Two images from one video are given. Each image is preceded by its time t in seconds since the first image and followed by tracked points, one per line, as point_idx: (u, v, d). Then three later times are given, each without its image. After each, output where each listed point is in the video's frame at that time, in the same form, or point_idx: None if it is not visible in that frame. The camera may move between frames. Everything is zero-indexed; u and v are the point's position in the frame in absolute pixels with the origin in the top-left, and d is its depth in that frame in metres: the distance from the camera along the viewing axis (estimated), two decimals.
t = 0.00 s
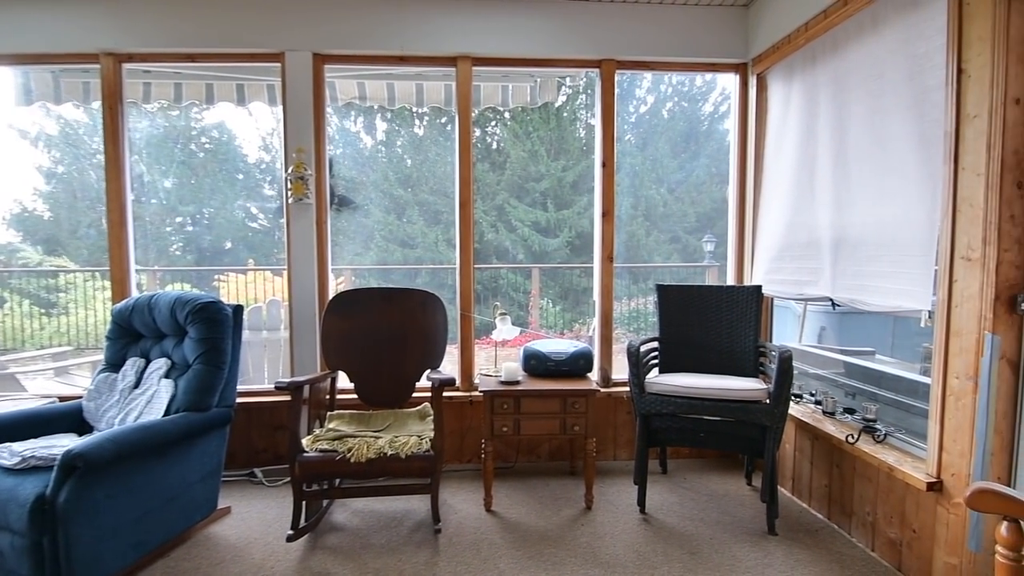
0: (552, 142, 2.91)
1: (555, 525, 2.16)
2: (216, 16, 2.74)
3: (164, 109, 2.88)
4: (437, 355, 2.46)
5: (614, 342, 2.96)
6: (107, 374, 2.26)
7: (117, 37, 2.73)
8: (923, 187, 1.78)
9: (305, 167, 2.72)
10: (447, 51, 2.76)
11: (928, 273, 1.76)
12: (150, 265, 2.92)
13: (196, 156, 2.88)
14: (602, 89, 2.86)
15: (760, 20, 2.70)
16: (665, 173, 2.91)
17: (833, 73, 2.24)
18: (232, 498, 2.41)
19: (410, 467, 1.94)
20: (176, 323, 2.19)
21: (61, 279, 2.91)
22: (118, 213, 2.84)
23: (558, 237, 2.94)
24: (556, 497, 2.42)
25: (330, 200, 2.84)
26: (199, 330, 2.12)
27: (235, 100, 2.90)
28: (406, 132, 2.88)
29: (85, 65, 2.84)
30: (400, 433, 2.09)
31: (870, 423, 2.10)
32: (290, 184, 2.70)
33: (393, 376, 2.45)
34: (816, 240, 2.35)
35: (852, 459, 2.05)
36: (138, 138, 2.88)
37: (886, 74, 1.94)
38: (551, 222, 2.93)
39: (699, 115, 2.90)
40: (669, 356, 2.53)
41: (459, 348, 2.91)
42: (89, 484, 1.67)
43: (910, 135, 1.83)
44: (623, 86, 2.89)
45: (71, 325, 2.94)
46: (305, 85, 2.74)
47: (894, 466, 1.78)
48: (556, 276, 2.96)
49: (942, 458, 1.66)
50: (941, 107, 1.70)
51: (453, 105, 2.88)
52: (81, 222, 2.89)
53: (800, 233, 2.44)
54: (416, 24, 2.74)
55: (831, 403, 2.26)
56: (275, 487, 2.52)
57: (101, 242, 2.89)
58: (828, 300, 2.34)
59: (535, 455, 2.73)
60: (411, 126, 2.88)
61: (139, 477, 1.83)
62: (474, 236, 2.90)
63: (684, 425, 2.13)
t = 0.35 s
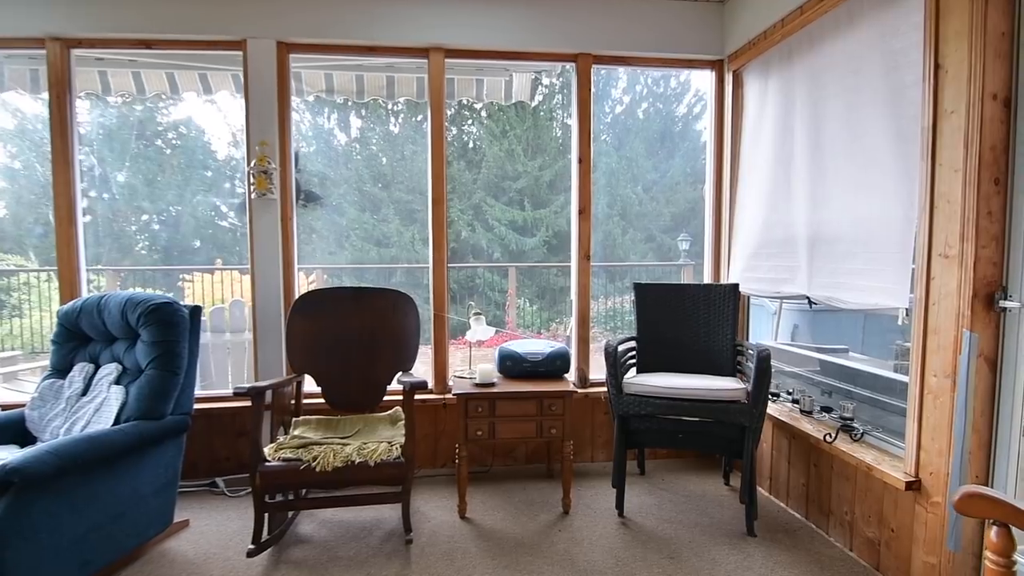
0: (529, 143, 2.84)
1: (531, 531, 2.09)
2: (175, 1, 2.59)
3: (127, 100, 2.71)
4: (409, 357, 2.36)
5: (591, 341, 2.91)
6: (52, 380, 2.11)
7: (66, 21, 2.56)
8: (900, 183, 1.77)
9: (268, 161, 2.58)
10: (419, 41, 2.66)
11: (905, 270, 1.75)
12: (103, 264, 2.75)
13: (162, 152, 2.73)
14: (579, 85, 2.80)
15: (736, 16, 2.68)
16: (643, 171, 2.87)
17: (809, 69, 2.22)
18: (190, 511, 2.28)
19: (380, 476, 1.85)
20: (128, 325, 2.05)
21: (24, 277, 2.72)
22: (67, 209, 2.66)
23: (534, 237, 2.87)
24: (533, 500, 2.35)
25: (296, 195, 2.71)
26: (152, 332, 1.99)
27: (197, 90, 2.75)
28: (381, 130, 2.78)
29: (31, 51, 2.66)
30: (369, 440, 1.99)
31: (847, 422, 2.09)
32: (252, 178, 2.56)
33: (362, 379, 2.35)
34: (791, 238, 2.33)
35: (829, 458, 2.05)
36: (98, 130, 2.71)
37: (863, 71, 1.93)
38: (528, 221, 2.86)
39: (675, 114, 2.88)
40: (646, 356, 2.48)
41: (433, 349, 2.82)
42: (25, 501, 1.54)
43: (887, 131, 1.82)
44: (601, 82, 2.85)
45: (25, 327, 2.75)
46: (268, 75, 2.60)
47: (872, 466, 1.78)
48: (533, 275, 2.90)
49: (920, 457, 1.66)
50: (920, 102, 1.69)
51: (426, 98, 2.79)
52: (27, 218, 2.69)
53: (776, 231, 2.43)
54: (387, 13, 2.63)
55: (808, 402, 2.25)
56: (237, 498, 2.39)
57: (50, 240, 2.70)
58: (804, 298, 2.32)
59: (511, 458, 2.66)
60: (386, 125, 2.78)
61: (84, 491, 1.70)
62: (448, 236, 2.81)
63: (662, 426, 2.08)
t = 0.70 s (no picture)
0: (517, 140, 2.71)
1: (518, 538, 1.97)
2: None
3: (88, 83, 2.52)
4: (388, 355, 2.22)
5: (580, 338, 2.80)
6: None
7: None
8: (906, 168, 1.68)
9: (236, 146, 2.41)
10: (398, 21, 2.52)
11: (912, 260, 1.66)
12: (57, 258, 2.56)
13: (142, 148, 2.55)
14: (566, 70, 2.68)
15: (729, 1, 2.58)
16: (634, 163, 2.76)
17: (807, 52, 2.13)
18: (151, 521, 2.12)
19: (354, 482, 1.71)
20: (80, 322, 1.89)
21: (0, 274, 2.56)
22: (19, 198, 2.47)
23: (521, 236, 2.75)
24: (519, 504, 2.23)
25: (267, 183, 2.55)
26: (105, 329, 1.83)
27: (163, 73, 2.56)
28: (366, 126, 2.62)
29: None
30: (343, 443, 1.86)
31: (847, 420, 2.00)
32: (219, 165, 2.39)
33: (337, 379, 2.20)
34: (788, 228, 2.24)
35: (828, 458, 1.96)
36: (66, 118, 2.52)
37: (865, 51, 1.84)
38: (515, 218, 2.74)
39: (666, 108, 2.77)
40: (638, 353, 2.37)
41: (413, 346, 2.68)
42: None
43: (891, 114, 1.73)
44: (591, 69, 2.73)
45: None
46: (236, 54, 2.44)
47: (876, 467, 1.69)
48: (519, 270, 2.77)
49: (928, 458, 1.58)
50: (927, 83, 1.60)
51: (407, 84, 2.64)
52: None
53: (772, 222, 2.33)
54: None
55: (806, 400, 2.16)
56: (203, 507, 2.23)
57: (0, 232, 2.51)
58: (801, 292, 2.23)
59: (497, 460, 2.54)
60: (370, 120, 2.63)
61: (25, 502, 1.54)
62: (432, 233, 2.68)
63: (656, 426, 1.97)
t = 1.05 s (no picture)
0: (512, 136, 2.54)
1: (518, 559, 1.81)
2: None
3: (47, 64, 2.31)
4: (377, 359, 2.04)
5: (583, 339, 2.63)
6: None
7: None
8: (948, 152, 1.52)
9: (211, 130, 2.22)
10: None
11: (956, 254, 1.50)
12: (16, 253, 2.34)
13: (132, 143, 2.35)
14: (569, 51, 2.50)
15: None
16: (643, 155, 2.59)
17: (831, 32, 1.97)
18: (116, 541, 1.93)
19: (336, 501, 1.54)
20: (32, 322, 1.70)
21: None
22: None
23: (517, 232, 2.58)
24: (519, 519, 2.07)
25: (245, 172, 2.36)
26: (60, 330, 1.64)
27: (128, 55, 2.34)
28: (359, 121, 2.44)
29: None
30: (326, 456, 1.68)
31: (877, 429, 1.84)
32: (193, 151, 2.21)
33: (321, 384, 2.02)
34: (809, 221, 2.08)
35: (856, 470, 1.81)
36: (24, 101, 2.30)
37: (899, 26, 1.68)
38: (510, 216, 2.56)
39: (664, 105, 2.59)
40: (647, 356, 2.21)
41: (405, 347, 2.50)
42: None
43: (931, 94, 1.57)
44: (594, 52, 2.55)
45: None
46: (211, 30, 2.24)
47: (914, 482, 1.55)
48: (518, 268, 2.60)
49: (974, 474, 1.43)
50: (974, 59, 1.45)
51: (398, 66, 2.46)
52: None
53: (791, 214, 2.17)
54: None
55: (830, 407, 2.00)
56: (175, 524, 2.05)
57: None
58: (823, 290, 2.07)
59: (494, 469, 2.37)
60: (364, 116, 2.45)
61: None
62: (423, 227, 2.50)
63: (669, 436, 1.81)
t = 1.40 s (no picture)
0: (513, 138, 2.38)
1: None
2: None
3: (19, 50, 2.14)
4: (374, 370, 1.87)
5: (593, 344, 2.47)
6: None
7: None
8: (1007, 142, 1.37)
9: (195, 120, 2.06)
10: None
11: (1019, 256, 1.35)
12: None
13: (130, 142, 2.19)
14: (579, 37, 2.34)
15: None
16: (660, 150, 2.43)
17: (866, 15, 1.82)
18: (89, 568, 1.78)
19: (326, 530, 1.38)
20: None
21: None
22: None
23: (517, 231, 2.42)
24: (527, 540, 1.92)
25: (232, 166, 2.21)
26: (24, 340, 1.48)
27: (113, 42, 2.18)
28: (359, 121, 2.29)
29: None
30: (316, 478, 1.53)
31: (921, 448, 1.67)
32: (175, 143, 2.05)
33: (313, 397, 1.86)
34: (840, 220, 1.93)
35: (896, 490, 1.66)
36: None
37: (946, 6, 1.54)
38: (510, 215, 2.40)
39: (658, 108, 2.42)
40: (665, 364, 2.04)
41: (404, 354, 2.35)
42: None
43: (986, 79, 1.43)
44: (605, 40, 2.39)
45: None
46: (194, 12, 2.08)
47: (967, 508, 1.39)
48: (523, 271, 2.44)
49: None
50: None
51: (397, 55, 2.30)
52: None
53: (819, 212, 2.02)
54: None
55: (867, 424, 1.83)
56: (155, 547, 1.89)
57: None
58: (856, 294, 1.92)
59: (499, 485, 2.22)
60: (365, 117, 2.29)
61: None
62: (423, 226, 2.34)
63: (692, 454, 1.66)
